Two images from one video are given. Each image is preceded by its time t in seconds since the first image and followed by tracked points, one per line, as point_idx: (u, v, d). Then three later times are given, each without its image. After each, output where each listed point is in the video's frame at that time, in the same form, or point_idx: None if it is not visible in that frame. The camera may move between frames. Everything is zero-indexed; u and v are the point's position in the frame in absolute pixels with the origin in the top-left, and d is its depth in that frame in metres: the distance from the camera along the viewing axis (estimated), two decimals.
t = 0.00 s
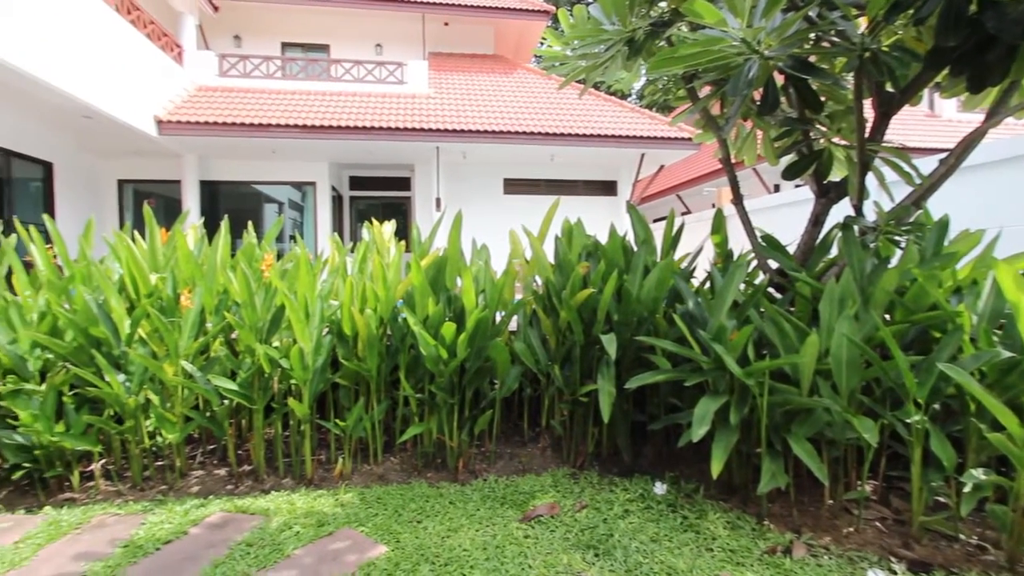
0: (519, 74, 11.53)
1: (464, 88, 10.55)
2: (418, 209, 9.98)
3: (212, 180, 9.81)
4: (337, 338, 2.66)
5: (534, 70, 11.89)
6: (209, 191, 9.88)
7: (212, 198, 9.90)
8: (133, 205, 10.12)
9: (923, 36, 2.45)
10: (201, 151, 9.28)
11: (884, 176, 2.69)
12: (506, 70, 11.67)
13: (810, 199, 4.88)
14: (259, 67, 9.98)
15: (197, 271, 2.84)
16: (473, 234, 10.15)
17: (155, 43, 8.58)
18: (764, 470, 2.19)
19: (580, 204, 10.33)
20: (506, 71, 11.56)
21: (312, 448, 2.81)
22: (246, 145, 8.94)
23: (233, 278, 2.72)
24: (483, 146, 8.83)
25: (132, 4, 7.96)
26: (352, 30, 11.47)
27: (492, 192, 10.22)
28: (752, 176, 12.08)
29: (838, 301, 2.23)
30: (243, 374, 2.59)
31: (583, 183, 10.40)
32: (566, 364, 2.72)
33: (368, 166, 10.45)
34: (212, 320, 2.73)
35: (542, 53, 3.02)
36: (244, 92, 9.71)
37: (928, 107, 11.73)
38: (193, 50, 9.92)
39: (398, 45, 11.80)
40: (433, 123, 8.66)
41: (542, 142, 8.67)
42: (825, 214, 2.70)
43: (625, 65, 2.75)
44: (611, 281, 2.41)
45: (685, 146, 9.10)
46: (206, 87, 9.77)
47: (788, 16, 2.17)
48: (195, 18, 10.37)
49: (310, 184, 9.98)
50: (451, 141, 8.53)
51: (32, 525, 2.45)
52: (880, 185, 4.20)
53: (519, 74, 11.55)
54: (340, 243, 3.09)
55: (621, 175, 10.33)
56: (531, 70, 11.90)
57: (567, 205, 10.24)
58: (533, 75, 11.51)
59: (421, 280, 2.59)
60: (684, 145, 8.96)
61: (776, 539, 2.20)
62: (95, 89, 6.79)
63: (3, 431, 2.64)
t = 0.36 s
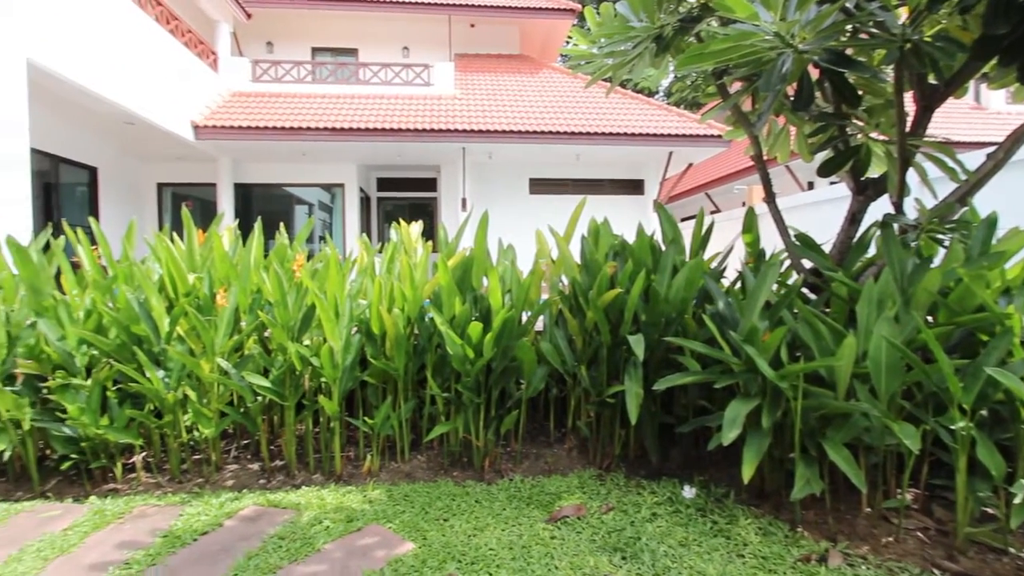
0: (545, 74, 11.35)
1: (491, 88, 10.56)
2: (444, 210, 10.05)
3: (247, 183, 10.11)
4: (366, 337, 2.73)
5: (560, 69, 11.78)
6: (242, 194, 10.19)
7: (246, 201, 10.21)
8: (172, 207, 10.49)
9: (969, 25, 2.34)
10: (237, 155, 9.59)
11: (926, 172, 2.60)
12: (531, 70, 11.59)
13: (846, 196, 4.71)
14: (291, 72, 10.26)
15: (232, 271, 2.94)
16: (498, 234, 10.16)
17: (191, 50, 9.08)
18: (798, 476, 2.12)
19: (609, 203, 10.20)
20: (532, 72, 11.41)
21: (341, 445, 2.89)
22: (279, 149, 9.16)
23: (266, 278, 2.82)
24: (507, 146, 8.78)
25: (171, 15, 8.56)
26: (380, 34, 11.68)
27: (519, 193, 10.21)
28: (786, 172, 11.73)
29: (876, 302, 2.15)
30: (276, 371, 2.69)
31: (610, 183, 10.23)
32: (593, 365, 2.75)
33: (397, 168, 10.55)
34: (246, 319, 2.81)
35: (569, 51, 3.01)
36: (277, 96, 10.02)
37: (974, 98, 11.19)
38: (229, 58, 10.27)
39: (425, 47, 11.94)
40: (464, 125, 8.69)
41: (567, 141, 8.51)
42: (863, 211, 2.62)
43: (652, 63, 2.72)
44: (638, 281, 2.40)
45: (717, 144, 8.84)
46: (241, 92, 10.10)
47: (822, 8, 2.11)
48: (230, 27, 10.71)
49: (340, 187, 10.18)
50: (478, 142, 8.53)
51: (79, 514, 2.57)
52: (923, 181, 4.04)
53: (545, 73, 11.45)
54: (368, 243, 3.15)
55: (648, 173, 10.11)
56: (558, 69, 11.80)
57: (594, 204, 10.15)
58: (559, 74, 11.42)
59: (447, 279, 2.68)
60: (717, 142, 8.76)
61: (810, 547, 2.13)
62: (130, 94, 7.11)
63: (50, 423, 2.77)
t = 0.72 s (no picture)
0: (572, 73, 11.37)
1: (518, 88, 10.55)
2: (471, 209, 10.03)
3: (280, 185, 10.32)
4: (394, 336, 2.78)
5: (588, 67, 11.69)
6: (275, 197, 10.41)
7: (279, 202, 10.44)
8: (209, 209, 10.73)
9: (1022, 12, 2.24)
10: (270, 158, 9.79)
11: (974, 167, 2.51)
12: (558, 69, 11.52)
13: (889, 193, 4.53)
14: (322, 76, 10.43)
15: (266, 271, 2.97)
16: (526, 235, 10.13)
17: (228, 59, 9.28)
18: (837, 482, 2.06)
19: (637, 202, 10.08)
20: (559, 71, 11.38)
21: (371, 443, 2.94)
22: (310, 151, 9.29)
23: (299, 277, 2.88)
24: (533, 145, 8.73)
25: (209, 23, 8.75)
26: (408, 36, 11.79)
27: (545, 193, 10.17)
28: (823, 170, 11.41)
29: (920, 303, 2.07)
30: (308, 369, 2.75)
31: (638, 181, 10.12)
32: (621, 366, 2.73)
33: (423, 168, 10.60)
34: (280, 318, 2.89)
35: (596, 50, 2.98)
36: (308, 101, 10.21)
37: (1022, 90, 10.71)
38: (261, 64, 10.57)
39: (453, 49, 12.00)
40: (492, 125, 8.68)
41: (594, 139, 8.43)
42: (906, 209, 2.54)
43: (683, 59, 2.69)
44: (669, 281, 2.36)
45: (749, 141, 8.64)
46: (274, 97, 10.40)
47: None
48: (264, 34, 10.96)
49: (369, 188, 10.28)
50: (505, 142, 8.52)
51: (123, 503, 2.65)
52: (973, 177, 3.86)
53: (572, 72, 11.37)
54: (397, 243, 3.18)
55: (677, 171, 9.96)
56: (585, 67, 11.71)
57: (622, 204, 10.04)
58: (587, 72, 11.36)
59: (475, 280, 2.71)
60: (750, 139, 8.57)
61: (848, 556, 2.06)
62: (167, 98, 7.31)
63: (97, 417, 2.87)
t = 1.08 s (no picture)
0: (600, 71, 11.28)
1: (546, 88, 10.52)
2: (498, 206, 10.03)
3: (312, 187, 10.51)
4: (424, 335, 2.82)
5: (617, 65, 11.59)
6: (307, 198, 10.61)
7: (311, 204, 10.63)
8: (245, 211, 10.93)
9: None
10: (301, 161, 9.98)
11: None
12: (585, 68, 11.45)
13: (933, 188, 4.43)
14: (352, 80, 10.58)
15: (299, 271, 3.03)
16: (554, 235, 10.10)
17: (264, 64, 9.59)
18: (877, 490, 1.99)
19: (667, 202, 9.94)
20: (587, 69, 11.32)
21: (401, 440, 2.98)
22: (340, 153, 9.40)
23: (330, 278, 2.94)
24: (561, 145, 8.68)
25: (245, 31, 8.97)
26: (436, 39, 11.87)
27: (573, 193, 10.11)
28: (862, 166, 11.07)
29: (969, 305, 1.99)
30: (340, 367, 2.82)
31: (667, 180, 9.99)
32: (650, 367, 2.70)
33: (451, 169, 10.64)
34: (312, 317, 2.96)
35: (624, 47, 2.96)
36: (339, 104, 10.37)
37: None
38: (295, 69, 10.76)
39: (481, 51, 12.04)
40: (520, 125, 8.66)
41: (623, 138, 8.34)
42: (952, 206, 2.45)
43: (714, 55, 2.64)
44: (700, 282, 2.32)
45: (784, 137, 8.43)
46: (308, 101, 10.58)
47: None
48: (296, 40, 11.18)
49: (398, 189, 10.36)
50: (532, 142, 8.50)
51: (166, 493, 2.75)
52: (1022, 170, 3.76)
53: (600, 70, 11.29)
54: (426, 243, 3.22)
55: (709, 169, 9.80)
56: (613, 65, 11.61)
57: (652, 203, 9.93)
58: (616, 71, 11.26)
59: (503, 280, 2.73)
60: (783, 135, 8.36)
61: (890, 567, 1.99)
62: (201, 103, 7.50)
63: (140, 410, 2.95)
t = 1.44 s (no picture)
0: (631, 69, 11.15)
1: (575, 87, 10.46)
2: (527, 207, 10.02)
3: (343, 189, 10.67)
4: (453, 335, 2.85)
5: (647, 62, 11.45)
6: (340, 200, 10.78)
7: (343, 206, 10.79)
8: (281, 213, 11.13)
9: None
10: (334, 163, 10.14)
11: None
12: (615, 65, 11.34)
13: (987, 184, 4.22)
14: (383, 83, 10.71)
15: (333, 271, 3.10)
16: (584, 235, 10.04)
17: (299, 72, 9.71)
18: (924, 501, 1.91)
19: (698, 201, 9.80)
20: (617, 68, 11.21)
21: (430, 439, 3.01)
22: (371, 156, 9.50)
23: (363, 278, 2.98)
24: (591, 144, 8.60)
25: (281, 38, 9.15)
26: (466, 41, 11.92)
27: (602, 193, 10.04)
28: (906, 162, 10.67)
29: None
30: (372, 365, 2.86)
31: (699, 179, 9.84)
32: (683, 369, 2.65)
33: (480, 170, 10.67)
34: (345, 316, 3.01)
35: (656, 45, 2.94)
36: (370, 107, 10.49)
37: None
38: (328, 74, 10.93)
39: (510, 51, 12.04)
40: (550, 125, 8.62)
41: (654, 136, 8.24)
42: (1006, 203, 2.33)
43: (750, 50, 2.57)
44: (735, 282, 2.27)
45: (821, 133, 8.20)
46: (340, 105, 10.75)
47: None
48: (329, 44, 11.35)
49: (427, 190, 10.43)
50: (561, 142, 8.46)
51: (206, 486, 2.85)
52: None
53: (630, 67, 11.16)
54: (455, 244, 3.24)
55: (743, 167, 9.60)
56: (643, 62, 11.47)
57: (684, 202, 9.78)
58: (647, 68, 11.12)
59: (533, 280, 2.73)
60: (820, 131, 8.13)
61: None
62: (238, 108, 7.67)
63: (183, 406, 3.04)
